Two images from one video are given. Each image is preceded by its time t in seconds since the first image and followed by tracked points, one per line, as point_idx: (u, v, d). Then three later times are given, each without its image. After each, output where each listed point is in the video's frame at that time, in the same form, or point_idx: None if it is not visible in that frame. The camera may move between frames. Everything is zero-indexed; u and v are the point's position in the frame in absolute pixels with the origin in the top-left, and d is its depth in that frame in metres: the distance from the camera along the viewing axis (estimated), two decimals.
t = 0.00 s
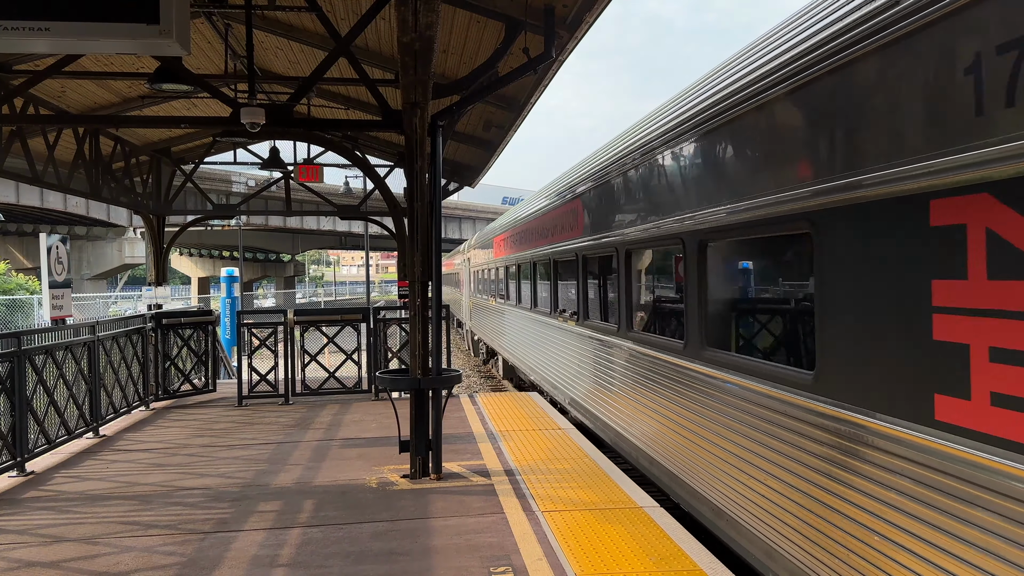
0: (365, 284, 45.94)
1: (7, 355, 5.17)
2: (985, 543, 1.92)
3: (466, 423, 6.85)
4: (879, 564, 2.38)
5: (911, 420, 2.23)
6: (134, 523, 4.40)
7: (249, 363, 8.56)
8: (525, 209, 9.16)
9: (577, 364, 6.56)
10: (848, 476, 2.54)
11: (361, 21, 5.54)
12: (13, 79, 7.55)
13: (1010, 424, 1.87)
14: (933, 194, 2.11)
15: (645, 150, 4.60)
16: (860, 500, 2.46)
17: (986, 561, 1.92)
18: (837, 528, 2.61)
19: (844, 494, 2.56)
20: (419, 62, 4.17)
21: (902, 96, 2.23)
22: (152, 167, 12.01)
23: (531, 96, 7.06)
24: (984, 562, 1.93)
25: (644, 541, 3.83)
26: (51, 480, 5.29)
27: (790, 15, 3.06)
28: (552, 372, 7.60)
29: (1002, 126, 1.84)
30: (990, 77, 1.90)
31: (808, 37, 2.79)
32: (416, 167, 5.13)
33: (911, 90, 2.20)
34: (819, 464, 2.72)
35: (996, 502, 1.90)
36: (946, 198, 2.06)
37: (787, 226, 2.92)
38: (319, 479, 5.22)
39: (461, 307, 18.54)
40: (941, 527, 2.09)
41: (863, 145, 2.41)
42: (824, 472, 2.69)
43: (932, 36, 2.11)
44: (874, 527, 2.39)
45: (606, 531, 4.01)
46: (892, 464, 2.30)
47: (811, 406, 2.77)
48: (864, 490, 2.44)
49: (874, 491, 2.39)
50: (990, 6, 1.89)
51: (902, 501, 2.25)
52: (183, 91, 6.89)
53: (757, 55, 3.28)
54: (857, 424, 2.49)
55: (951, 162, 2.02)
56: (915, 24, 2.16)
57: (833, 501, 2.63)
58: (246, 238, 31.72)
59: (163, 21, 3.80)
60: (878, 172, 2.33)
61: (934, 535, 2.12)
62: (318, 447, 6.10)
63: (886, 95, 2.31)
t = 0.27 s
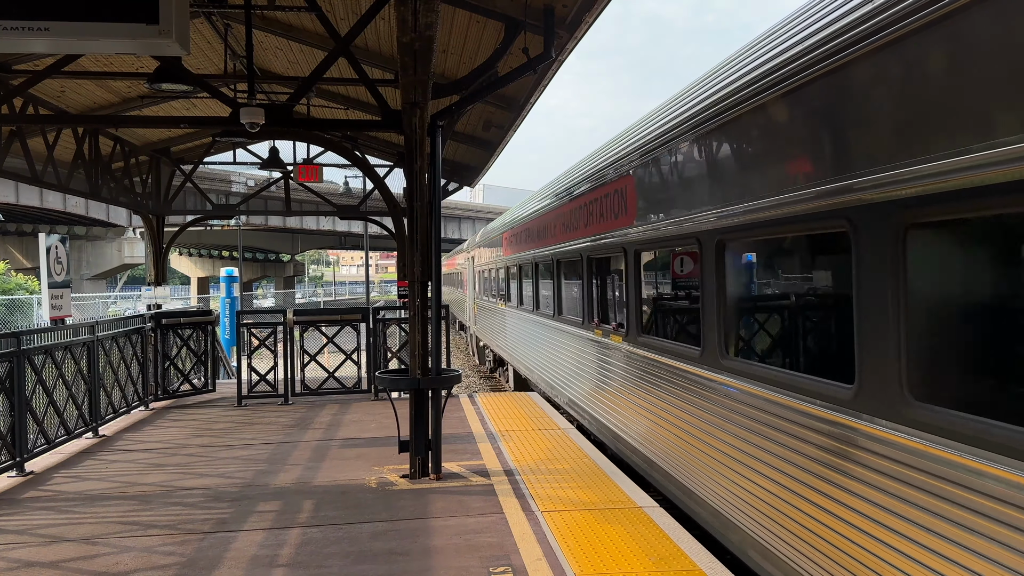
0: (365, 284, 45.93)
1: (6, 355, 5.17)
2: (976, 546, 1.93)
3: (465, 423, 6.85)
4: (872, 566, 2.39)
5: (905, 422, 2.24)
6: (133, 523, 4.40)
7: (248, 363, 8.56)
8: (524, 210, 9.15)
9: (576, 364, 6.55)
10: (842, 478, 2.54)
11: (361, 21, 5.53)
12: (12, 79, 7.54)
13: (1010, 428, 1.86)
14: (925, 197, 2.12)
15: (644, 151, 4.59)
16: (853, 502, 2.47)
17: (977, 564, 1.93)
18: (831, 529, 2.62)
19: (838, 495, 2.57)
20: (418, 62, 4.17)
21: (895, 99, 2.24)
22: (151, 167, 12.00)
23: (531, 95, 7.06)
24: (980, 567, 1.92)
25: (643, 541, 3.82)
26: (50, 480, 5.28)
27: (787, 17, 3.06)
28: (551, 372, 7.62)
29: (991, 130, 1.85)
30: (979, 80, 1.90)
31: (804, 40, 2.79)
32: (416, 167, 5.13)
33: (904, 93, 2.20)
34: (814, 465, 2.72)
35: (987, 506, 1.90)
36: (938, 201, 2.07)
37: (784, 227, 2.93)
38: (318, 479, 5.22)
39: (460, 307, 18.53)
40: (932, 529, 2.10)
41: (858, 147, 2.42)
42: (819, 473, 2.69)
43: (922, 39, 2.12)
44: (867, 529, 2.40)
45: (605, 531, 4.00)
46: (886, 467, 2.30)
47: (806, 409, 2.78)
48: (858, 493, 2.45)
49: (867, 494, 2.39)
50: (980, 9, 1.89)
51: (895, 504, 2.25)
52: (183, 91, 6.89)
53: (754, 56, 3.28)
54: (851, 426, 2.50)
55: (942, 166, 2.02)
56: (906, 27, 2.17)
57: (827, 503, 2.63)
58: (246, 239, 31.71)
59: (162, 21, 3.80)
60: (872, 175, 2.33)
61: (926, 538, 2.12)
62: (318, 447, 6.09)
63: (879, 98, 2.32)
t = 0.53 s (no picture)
0: (364, 284, 45.94)
1: (5, 355, 5.17)
2: (975, 547, 1.94)
3: (465, 423, 6.85)
4: (870, 566, 2.39)
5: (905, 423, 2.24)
6: (133, 523, 4.40)
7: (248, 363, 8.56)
8: (524, 210, 9.16)
9: (576, 364, 6.55)
10: (841, 479, 2.54)
11: (361, 21, 5.53)
12: (11, 78, 7.54)
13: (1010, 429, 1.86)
14: (926, 197, 2.11)
15: (644, 151, 4.59)
16: (852, 503, 2.47)
17: (975, 565, 1.93)
18: (830, 530, 2.61)
19: (837, 496, 2.56)
20: (418, 62, 4.17)
21: (896, 101, 2.24)
22: (151, 167, 12.00)
23: (531, 95, 7.06)
24: (978, 567, 1.93)
25: (642, 541, 3.82)
26: (49, 480, 5.28)
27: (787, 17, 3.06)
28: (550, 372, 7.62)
29: (992, 131, 1.84)
30: (980, 81, 1.90)
31: (805, 40, 2.79)
32: (415, 167, 5.12)
33: (905, 94, 2.20)
34: (813, 466, 2.72)
35: (985, 507, 1.90)
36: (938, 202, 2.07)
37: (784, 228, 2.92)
38: (318, 479, 5.22)
39: (460, 308, 18.54)
40: (930, 530, 2.10)
41: (859, 148, 2.42)
42: (818, 474, 2.69)
43: (923, 40, 2.11)
44: (866, 529, 2.40)
45: (605, 531, 4.00)
46: (885, 468, 2.30)
47: (806, 410, 2.78)
48: (857, 493, 2.44)
49: (866, 495, 2.39)
50: (981, 9, 1.89)
51: (894, 504, 2.25)
52: (183, 91, 6.88)
53: (755, 55, 3.28)
54: (851, 427, 2.50)
55: (943, 166, 2.02)
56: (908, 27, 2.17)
57: (826, 503, 2.63)
58: (246, 239, 31.71)
59: (161, 21, 3.79)
60: (872, 176, 2.33)
61: (924, 539, 2.13)
62: (317, 447, 6.09)
63: (880, 99, 2.32)
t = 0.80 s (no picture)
0: (364, 284, 45.94)
1: (5, 355, 5.17)
2: (976, 544, 1.94)
3: (465, 423, 6.85)
4: (874, 565, 2.38)
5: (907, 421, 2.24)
6: (132, 523, 4.39)
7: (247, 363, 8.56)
8: (524, 210, 9.16)
9: (576, 364, 6.54)
10: (844, 477, 2.54)
11: (360, 21, 5.52)
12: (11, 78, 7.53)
13: (1010, 427, 1.86)
14: (930, 195, 2.12)
15: (644, 150, 4.58)
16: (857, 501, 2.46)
17: (980, 563, 1.93)
18: (833, 529, 2.61)
19: (840, 495, 2.56)
20: (417, 62, 4.16)
21: (897, 99, 2.24)
22: (151, 167, 11.99)
23: (531, 96, 7.06)
24: (979, 564, 1.93)
25: (642, 541, 3.82)
26: (49, 480, 5.28)
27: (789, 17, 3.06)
28: (550, 372, 7.62)
29: (992, 130, 1.85)
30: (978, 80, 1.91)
31: (807, 40, 2.79)
32: (415, 167, 5.13)
33: (904, 94, 2.20)
34: (816, 465, 2.72)
35: (991, 504, 1.90)
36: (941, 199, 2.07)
37: (786, 227, 2.93)
38: (317, 479, 5.22)
39: (460, 308, 18.54)
40: (932, 527, 2.11)
41: (858, 148, 2.42)
42: (822, 473, 2.68)
43: (923, 41, 2.12)
44: (870, 528, 2.39)
45: (604, 532, 4.00)
46: (888, 466, 2.30)
47: (810, 409, 2.77)
48: (861, 492, 2.44)
49: (870, 493, 2.38)
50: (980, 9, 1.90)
51: (897, 502, 2.25)
52: (182, 90, 6.88)
53: (757, 55, 3.27)
54: (852, 425, 2.50)
55: (943, 165, 2.02)
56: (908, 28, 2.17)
57: (830, 502, 2.62)
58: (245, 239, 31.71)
59: (161, 21, 3.79)
60: (873, 175, 2.34)
61: (928, 537, 2.12)
62: (316, 447, 6.09)
63: (881, 99, 2.32)
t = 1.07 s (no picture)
0: (364, 284, 45.94)
1: (5, 355, 5.16)
2: (980, 538, 1.95)
3: (465, 423, 6.86)
4: (880, 563, 2.37)
5: (913, 419, 2.24)
6: (132, 523, 4.39)
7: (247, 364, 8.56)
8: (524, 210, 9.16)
9: (577, 364, 6.54)
10: (849, 474, 2.53)
11: (360, 20, 5.52)
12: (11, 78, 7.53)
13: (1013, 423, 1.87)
14: (933, 192, 2.12)
15: (645, 150, 4.58)
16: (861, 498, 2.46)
17: (989, 560, 1.92)
18: (838, 527, 2.60)
19: (845, 492, 2.55)
20: (418, 62, 4.16)
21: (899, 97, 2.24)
22: (151, 167, 11.99)
23: (531, 96, 7.07)
24: (981, 559, 1.95)
25: (642, 541, 3.82)
26: (49, 480, 5.28)
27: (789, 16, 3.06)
28: (550, 372, 7.63)
29: (995, 126, 1.85)
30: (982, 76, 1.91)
31: (808, 38, 2.79)
32: (415, 167, 5.13)
33: (906, 91, 2.21)
34: (820, 462, 2.71)
35: (998, 499, 1.90)
36: (945, 196, 2.07)
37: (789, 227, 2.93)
38: (317, 480, 5.22)
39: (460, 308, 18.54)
40: (935, 522, 2.12)
41: (860, 146, 2.42)
42: (824, 469, 2.68)
43: (925, 37, 2.12)
44: (876, 526, 2.38)
45: (605, 532, 4.00)
46: (893, 462, 2.29)
47: (811, 405, 2.78)
48: (866, 489, 2.43)
49: (875, 490, 2.38)
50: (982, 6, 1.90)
51: (903, 499, 2.24)
52: (182, 90, 6.88)
53: (758, 54, 3.27)
54: (855, 421, 2.51)
55: (946, 161, 2.02)
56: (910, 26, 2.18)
57: (834, 500, 2.62)
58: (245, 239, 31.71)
59: (161, 21, 3.79)
60: (875, 171, 2.34)
61: (936, 533, 2.11)
62: (316, 447, 6.09)
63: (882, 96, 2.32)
